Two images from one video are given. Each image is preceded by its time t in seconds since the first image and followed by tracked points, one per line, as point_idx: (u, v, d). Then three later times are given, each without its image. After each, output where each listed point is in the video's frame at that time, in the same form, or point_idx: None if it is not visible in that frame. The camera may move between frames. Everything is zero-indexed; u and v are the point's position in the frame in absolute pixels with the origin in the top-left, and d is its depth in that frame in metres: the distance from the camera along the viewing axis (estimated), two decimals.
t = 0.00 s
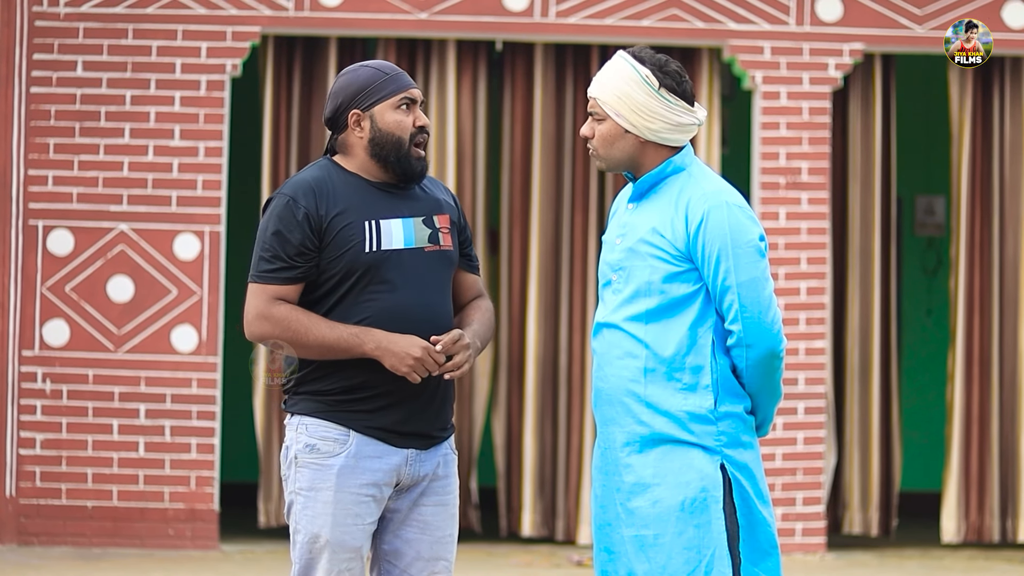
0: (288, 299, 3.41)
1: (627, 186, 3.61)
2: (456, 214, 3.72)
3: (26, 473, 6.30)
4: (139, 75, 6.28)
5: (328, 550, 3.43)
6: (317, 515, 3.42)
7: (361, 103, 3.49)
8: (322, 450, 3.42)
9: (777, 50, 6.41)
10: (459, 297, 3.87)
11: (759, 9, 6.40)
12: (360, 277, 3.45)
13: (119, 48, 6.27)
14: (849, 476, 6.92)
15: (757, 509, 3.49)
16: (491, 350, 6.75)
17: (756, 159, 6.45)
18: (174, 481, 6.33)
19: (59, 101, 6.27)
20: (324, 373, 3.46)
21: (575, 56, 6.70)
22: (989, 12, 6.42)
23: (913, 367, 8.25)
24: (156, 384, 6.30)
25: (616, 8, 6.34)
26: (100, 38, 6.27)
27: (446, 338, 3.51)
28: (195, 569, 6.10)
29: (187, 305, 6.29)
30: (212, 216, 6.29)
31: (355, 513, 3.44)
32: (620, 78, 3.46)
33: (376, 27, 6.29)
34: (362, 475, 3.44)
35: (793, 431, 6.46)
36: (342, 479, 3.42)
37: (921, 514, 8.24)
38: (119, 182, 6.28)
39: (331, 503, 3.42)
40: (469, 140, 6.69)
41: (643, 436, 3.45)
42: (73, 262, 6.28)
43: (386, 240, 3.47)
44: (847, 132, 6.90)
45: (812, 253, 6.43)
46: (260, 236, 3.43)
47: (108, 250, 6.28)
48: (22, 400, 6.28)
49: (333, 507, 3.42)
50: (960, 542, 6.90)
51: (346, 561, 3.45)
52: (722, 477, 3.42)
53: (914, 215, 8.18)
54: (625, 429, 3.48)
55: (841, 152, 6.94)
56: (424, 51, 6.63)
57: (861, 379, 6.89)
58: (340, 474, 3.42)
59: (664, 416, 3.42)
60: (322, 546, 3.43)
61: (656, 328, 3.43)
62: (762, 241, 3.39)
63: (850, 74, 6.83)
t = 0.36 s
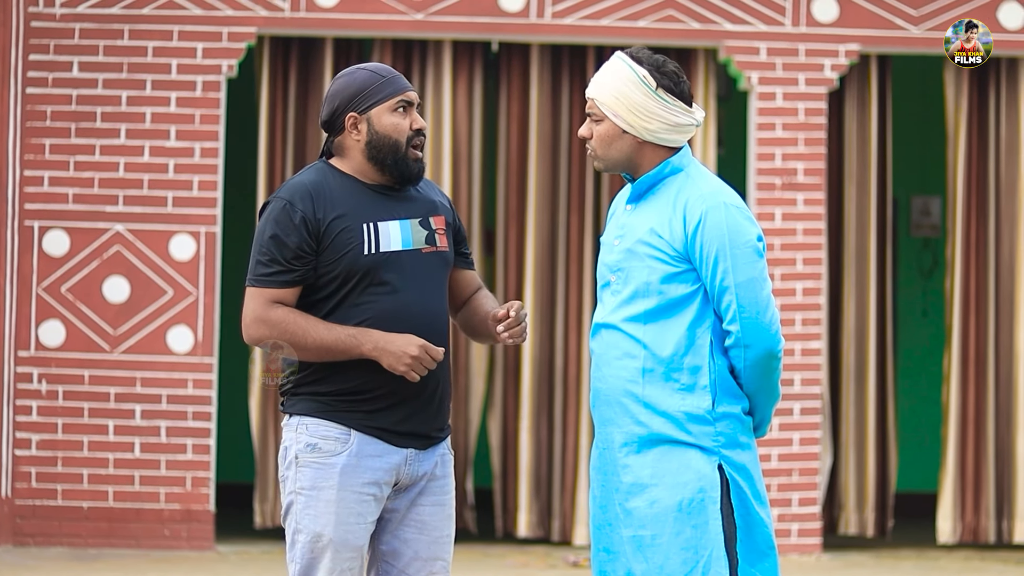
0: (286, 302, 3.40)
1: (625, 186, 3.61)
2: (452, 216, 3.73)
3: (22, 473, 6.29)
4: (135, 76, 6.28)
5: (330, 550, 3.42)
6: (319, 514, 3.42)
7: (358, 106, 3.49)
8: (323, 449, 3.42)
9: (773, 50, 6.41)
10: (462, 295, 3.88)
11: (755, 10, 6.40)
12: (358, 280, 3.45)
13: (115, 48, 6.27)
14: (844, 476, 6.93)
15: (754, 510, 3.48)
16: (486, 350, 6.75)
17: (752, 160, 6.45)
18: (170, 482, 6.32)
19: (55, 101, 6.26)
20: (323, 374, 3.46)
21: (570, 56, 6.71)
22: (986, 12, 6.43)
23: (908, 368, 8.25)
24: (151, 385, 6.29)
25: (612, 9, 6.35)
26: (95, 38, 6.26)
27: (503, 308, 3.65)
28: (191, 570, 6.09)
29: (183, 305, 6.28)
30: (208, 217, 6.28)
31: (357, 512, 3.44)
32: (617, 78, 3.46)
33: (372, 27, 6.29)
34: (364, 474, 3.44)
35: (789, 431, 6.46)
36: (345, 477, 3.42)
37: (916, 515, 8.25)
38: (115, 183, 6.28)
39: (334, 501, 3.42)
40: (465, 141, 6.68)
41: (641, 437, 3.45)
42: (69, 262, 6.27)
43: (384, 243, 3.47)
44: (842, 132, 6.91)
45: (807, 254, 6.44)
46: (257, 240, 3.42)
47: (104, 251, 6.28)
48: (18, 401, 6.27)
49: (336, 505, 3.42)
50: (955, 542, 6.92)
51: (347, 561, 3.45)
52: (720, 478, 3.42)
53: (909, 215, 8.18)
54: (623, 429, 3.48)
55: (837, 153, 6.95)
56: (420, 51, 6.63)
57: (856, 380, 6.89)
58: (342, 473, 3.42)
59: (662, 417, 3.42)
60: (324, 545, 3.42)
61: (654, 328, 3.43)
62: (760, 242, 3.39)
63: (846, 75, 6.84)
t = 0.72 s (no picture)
0: (259, 303, 3.38)
1: (624, 187, 3.61)
2: (420, 218, 3.74)
3: (17, 474, 6.28)
4: (130, 76, 6.27)
5: (302, 551, 3.43)
6: (291, 516, 3.42)
7: (333, 109, 3.49)
8: (293, 451, 3.42)
9: (769, 51, 6.42)
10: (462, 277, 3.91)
11: (750, 10, 6.41)
12: (331, 283, 3.45)
13: (110, 49, 6.26)
14: (840, 477, 6.93)
15: (753, 511, 3.47)
16: (481, 351, 6.77)
17: (748, 160, 6.46)
18: (166, 483, 6.31)
19: (51, 101, 6.25)
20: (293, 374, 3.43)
21: (567, 56, 6.71)
22: (982, 12, 6.44)
23: (903, 368, 8.27)
24: (147, 386, 6.28)
25: (610, 9, 6.35)
26: (91, 39, 6.25)
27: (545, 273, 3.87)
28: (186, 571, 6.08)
29: (179, 306, 6.28)
30: (204, 218, 6.28)
31: (328, 513, 3.45)
32: (615, 80, 3.47)
33: (369, 27, 6.28)
34: (334, 475, 3.44)
35: (785, 432, 6.47)
36: (315, 479, 3.43)
37: (912, 515, 8.26)
38: (110, 184, 6.27)
39: (305, 503, 3.42)
40: (461, 142, 6.68)
41: (640, 437, 3.45)
42: (65, 263, 6.26)
43: (356, 246, 3.47)
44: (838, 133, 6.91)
45: (803, 254, 6.44)
46: (230, 241, 3.39)
47: (99, 252, 6.27)
48: (14, 402, 6.27)
49: (306, 507, 3.42)
50: (951, 542, 6.92)
51: (318, 562, 3.46)
52: (719, 478, 3.42)
53: (905, 216, 8.20)
54: (622, 430, 3.48)
55: (832, 154, 6.96)
56: (416, 52, 6.63)
57: (852, 382, 6.91)
58: (313, 475, 3.42)
59: (661, 417, 3.42)
60: (296, 547, 3.43)
61: (653, 329, 3.43)
62: (759, 242, 3.39)
63: (842, 76, 6.85)
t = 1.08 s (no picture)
0: (248, 307, 3.38)
1: (633, 187, 3.61)
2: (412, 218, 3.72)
3: (20, 474, 6.29)
4: (133, 76, 6.27)
5: (292, 550, 3.44)
6: (280, 515, 3.43)
7: (330, 120, 3.47)
8: (281, 450, 3.42)
9: (771, 51, 6.42)
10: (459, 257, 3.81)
11: (752, 10, 6.40)
12: (314, 290, 3.46)
13: (113, 49, 6.27)
14: (843, 477, 6.93)
15: (759, 511, 3.49)
16: (484, 351, 6.77)
17: (750, 160, 6.46)
18: (169, 483, 6.32)
19: (54, 102, 6.26)
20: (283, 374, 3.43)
21: (569, 57, 6.71)
22: (985, 12, 6.43)
23: (907, 369, 8.26)
24: (150, 385, 6.29)
25: (612, 9, 6.35)
26: (94, 39, 6.26)
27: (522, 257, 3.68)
28: (189, 571, 6.09)
29: (182, 305, 6.28)
30: (207, 217, 6.28)
31: (317, 511, 3.45)
32: (619, 82, 3.47)
33: (371, 28, 6.29)
34: (322, 474, 3.45)
35: (788, 432, 6.46)
36: (303, 478, 3.43)
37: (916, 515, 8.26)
38: (113, 183, 6.28)
39: (294, 502, 3.43)
40: (464, 142, 6.68)
41: (647, 437, 3.45)
42: (68, 263, 6.27)
43: (339, 253, 3.47)
44: (841, 133, 6.91)
45: (806, 254, 6.44)
46: (218, 245, 3.40)
47: (103, 252, 6.28)
48: (17, 401, 6.28)
49: (296, 506, 3.43)
50: (954, 542, 6.92)
51: (309, 560, 3.47)
52: (726, 478, 3.43)
53: (908, 215, 8.19)
54: (629, 430, 3.48)
55: (835, 154, 6.95)
56: (418, 53, 6.63)
57: (855, 382, 6.91)
58: (301, 474, 3.43)
59: (668, 417, 3.42)
60: (286, 546, 3.44)
61: (661, 328, 3.43)
62: (767, 242, 3.38)
63: (844, 76, 6.85)
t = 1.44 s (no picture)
0: (258, 310, 3.39)
1: (632, 186, 3.60)
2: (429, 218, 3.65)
3: (18, 474, 6.29)
4: (131, 76, 6.27)
5: (298, 549, 3.43)
6: (287, 514, 3.43)
7: (338, 119, 3.45)
8: (291, 449, 3.43)
9: (770, 50, 6.42)
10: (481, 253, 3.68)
11: (751, 10, 6.40)
12: (325, 293, 3.45)
13: (111, 49, 6.26)
14: (841, 477, 6.93)
15: (759, 510, 3.49)
16: (483, 351, 6.76)
17: (749, 160, 6.46)
18: (167, 483, 6.31)
19: (51, 102, 6.25)
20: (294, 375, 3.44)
21: (567, 58, 6.70)
22: (983, 12, 6.44)
23: (904, 368, 8.27)
24: (148, 385, 6.29)
25: (610, 8, 6.35)
26: (93, 39, 6.25)
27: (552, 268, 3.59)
28: (187, 571, 6.08)
29: (180, 306, 6.28)
30: (205, 217, 6.28)
31: (325, 511, 3.45)
32: (622, 83, 3.46)
33: (369, 28, 6.29)
34: (331, 474, 3.44)
35: (786, 431, 6.46)
36: (312, 477, 3.43)
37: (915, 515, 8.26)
38: (111, 184, 6.27)
39: (301, 501, 3.43)
40: (462, 142, 6.68)
41: (647, 436, 3.45)
42: (66, 263, 6.26)
43: (349, 257, 3.45)
44: (839, 133, 6.92)
45: (804, 254, 6.44)
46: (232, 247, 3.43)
47: (101, 252, 6.27)
48: (15, 401, 6.27)
49: (303, 505, 3.43)
50: (952, 542, 6.92)
51: (315, 560, 3.46)
52: (726, 478, 3.43)
53: (906, 215, 8.20)
54: (629, 429, 3.48)
55: (833, 154, 6.96)
56: (417, 52, 6.62)
57: (853, 382, 6.91)
58: (309, 473, 3.43)
59: (668, 416, 3.42)
60: (292, 544, 3.43)
61: (661, 327, 3.43)
62: (767, 242, 3.39)
63: (843, 76, 6.85)
